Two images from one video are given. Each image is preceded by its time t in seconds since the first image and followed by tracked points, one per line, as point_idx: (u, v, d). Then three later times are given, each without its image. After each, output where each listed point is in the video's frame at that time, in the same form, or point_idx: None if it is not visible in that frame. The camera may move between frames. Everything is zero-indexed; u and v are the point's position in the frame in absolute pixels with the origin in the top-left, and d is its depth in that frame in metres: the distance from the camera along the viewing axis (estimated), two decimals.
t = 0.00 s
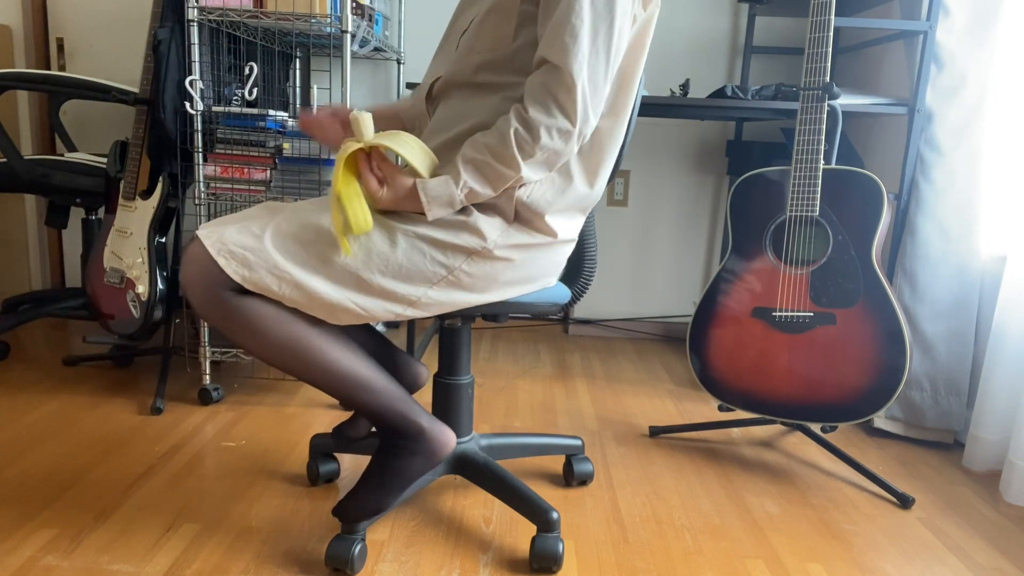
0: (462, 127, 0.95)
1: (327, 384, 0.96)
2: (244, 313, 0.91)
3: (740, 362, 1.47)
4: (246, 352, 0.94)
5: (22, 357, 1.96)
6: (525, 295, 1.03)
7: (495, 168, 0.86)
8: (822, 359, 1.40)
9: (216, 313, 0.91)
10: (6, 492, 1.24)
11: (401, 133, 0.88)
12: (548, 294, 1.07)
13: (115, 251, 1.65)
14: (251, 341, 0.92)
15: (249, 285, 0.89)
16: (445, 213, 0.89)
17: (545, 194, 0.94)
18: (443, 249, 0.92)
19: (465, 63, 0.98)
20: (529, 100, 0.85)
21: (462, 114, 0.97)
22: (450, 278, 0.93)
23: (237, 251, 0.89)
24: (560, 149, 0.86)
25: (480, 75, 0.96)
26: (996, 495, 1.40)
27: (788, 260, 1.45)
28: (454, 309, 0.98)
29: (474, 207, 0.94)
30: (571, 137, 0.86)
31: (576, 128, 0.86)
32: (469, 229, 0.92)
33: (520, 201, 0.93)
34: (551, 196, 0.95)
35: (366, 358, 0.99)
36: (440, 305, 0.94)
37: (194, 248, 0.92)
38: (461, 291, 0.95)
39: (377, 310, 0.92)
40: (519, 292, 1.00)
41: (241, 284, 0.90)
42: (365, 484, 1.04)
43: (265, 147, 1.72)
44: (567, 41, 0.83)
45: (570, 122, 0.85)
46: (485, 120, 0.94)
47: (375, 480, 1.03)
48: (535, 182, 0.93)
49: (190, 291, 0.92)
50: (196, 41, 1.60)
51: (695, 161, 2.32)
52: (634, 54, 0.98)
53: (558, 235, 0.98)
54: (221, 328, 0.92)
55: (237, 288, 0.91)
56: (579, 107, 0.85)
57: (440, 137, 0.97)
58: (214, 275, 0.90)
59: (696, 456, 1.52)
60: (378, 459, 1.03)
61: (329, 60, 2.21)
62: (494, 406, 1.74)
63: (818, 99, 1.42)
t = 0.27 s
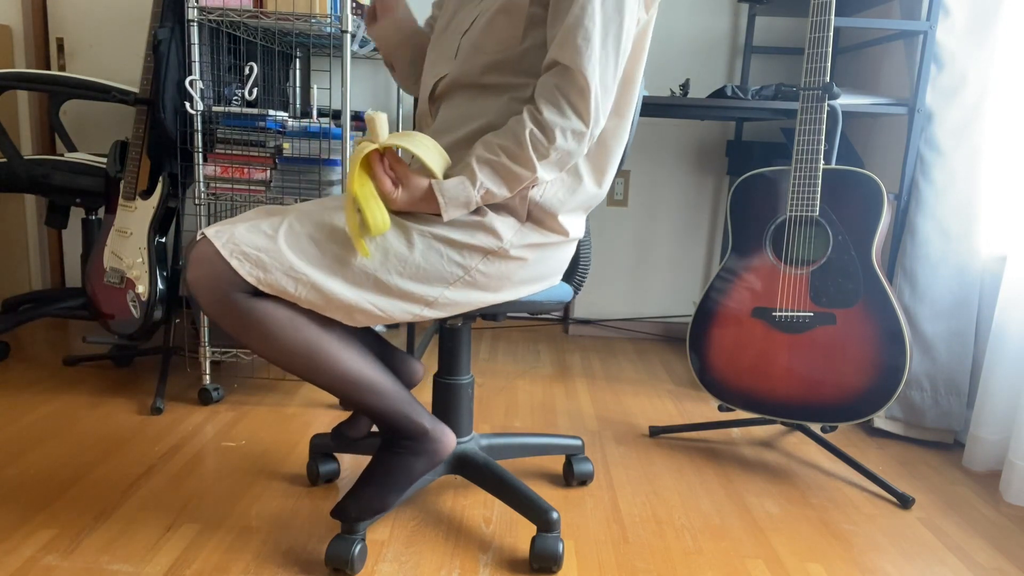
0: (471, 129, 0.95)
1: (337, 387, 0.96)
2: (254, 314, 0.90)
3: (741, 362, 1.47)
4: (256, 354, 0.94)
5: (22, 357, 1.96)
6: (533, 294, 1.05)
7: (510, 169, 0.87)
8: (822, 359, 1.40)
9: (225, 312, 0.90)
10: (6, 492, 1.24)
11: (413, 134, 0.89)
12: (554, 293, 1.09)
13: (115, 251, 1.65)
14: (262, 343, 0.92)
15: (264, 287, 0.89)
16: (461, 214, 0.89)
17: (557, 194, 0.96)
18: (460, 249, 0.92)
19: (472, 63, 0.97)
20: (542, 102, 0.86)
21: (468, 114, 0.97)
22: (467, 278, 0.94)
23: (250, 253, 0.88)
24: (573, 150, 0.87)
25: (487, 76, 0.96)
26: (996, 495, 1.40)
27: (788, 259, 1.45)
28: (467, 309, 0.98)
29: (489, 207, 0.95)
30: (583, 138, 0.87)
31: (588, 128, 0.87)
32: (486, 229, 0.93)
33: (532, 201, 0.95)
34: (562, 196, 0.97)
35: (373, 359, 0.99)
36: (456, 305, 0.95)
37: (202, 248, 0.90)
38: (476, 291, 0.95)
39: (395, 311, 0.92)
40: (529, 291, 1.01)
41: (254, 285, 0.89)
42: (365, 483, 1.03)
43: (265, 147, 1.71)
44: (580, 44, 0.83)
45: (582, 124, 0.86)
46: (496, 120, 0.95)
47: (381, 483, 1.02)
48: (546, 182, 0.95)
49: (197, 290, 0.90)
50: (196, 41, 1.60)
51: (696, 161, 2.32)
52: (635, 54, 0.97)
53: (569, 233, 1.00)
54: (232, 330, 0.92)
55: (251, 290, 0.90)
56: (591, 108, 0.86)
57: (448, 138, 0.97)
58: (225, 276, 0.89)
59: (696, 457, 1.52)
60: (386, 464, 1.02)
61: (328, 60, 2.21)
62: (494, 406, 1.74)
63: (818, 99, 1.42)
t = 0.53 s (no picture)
0: (477, 129, 0.96)
1: (344, 389, 0.95)
2: (261, 315, 0.90)
3: (741, 363, 1.47)
4: (263, 355, 0.94)
5: (22, 357, 1.96)
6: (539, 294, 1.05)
7: (521, 169, 0.87)
8: (822, 359, 1.40)
9: (231, 312, 0.90)
10: (6, 492, 1.24)
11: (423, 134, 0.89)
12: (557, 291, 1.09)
13: (115, 251, 1.65)
14: (270, 345, 0.92)
15: (276, 289, 0.89)
16: (473, 214, 0.89)
17: (565, 194, 0.97)
18: (471, 249, 0.92)
19: (477, 64, 0.97)
20: (552, 103, 0.86)
21: (474, 115, 0.97)
22: (478, 278, 0.94)
23: (261, 255, 0.88)
24: (583, 151, 0.88)
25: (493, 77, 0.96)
26: (996, 495, 1.40)
27: (788, 259, 1.45)
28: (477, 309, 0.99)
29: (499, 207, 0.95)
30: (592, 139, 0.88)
31: (597, 130, 0.88)
32: (497, 229, 0.93)
33: (541, 201, 0.95)
34: (571, 196, 0.97)
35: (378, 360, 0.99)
36: (468, 304, 0.95)
37: (211, 249, 0.90)
38: (486, 291, 0.96)
39: (408, 312, 0.92)
40: (537, 289, 1.02)
41: (267, 287, 0.89)
42: (365, 483, 1.03)
43: (265, 147, 1.71)
44: (589, 46, 0.84)
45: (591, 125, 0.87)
46: (502, 122, 0.95)
47: (385, 485, 1.02)
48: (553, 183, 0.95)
49: (203, 289, 0.90)
50: (196, 41, 1.60)
51: (696, 161, 2.32)
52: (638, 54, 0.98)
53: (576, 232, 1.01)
54: (239, 331, 0.92)
55: (263, 291, 0.90)
56: (600, 110, 0.86)
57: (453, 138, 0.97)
58: (235, 277, 0.89)
59: (696, 456, 1.52)
60: (391, 466, 1.02)
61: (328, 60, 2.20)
62: (494, 406, 1.74)
63: (818, 99, 1.42)
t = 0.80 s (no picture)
0: (480, 130, 0.96)
1: (348, 390, 0.96)
2: (263, 314, 0.90)
3: (741, 362, 1.47)
4: (267, 356, 0.94)
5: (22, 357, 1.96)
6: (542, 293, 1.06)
7: (527, 170, 0.87)
8: (822, 359, 1.40)
9: (234, 312, 0.90)
10: (6, 492, 1.24)
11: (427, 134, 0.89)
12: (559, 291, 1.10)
13: (115, 251, 1.65)
14: (274, 345, 0.92)
15: (283, 290, 0.89)
16: (480, 214, 0.89)
17: (570, 194, 0.97)
18: (477, 249, 0.93)
19: (479, 65, 0.97)
20: (557, 103, 0.86)
21: (476, 116, 0.97)
22: (485, 278, 0.94)
23: (268, 255, 0.88)
24: (587, 151, 0.88)
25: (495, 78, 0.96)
26: (996, 495, 1.40)
27: (788, 259, 1.45)
28: (482, 309, 0.99)
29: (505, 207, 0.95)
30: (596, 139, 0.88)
31: (601, 130, 0.88)
32: (503, 229, 0.93)
33: (547, 201, 0.95)
34: (575, 196, 0.97)
35: (381, 361, 0.99)
36: (474, 304, 0.96)
37: (216, 249, 0.89)
38: (492, 291, 0.96)
39: (416, 312, 0.92)
40: (541, 289, 1.02)
41: (274, 288, 0.89)
42: (365, 484, 1.03)
43: (265, 147, 1.71)
44: (593, 48, 0.84)
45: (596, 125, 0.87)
46: (505, 123, 0.95)
47: (387, 485, 1.02)
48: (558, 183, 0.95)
49: (207, 289, 0.90)
50: (196, 41, 1.60)
51: (696, 161, 2.32)
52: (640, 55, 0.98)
53: (580, 231, 1.02)
54: (243, 332, 0.92)
55: (268, 292, 0.90)
56: (604, 110, 0.87)
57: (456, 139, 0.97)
58: (240, 277, 0.88)
59: (696, 456, 1.52)
60: (393, 468, 1.02)
61: (328, 60, 2.20)
62: (494, 406, 1.74)
63: (818, 99, 1.42)
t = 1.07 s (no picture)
0: (480, 130, 0.96)
1: (349, 391, 0.96)
2: (264, 314, 0.90)
3: (741, 362, 1.47)
4: (267, 355, 0.94)
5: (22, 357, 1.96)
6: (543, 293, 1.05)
7: (528, 170, 0.87)
8: (822, 359, 1.40)
9: (234, 312, 0.90)
10: (6, 492, 1.24)
11: (429, 134, 0.89)
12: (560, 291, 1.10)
13: (115, 251, 1.65)
14: (274, 345, 0.92)
15: (284, 290, 0.89)
16: (482, 214, 0.89)
17: (571, 194, 0.97)
18: (478, 249, 0.93)
19: (480, 66, 0.97)
20: (557, 102, 0.86)
21: (477, 116, 0.97)
22: (486, 277, 0.94)
23: (270, 255, 0.88)
24: (588, 151, 0.88)
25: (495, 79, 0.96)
26: (996, 495, 1.40)
27: (788, 259, 1.45)
28: (483, 309, 0.99)
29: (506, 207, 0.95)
30: (597, 139, 0.88)
31: (601, 130, 0.88)
32: (504, 229, 0.93)
33: (547, 201, 0.95)
34: (576, 196, 0.97)
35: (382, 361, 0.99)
36: (475, 304, 0.96)
37: (217, 249, 0.89)
38: (494, 291, 0.96)
39: (418, 312, 0.92)
40: (542, 289, 1.02)
41: (275, 288, 0.89)
42: (366, 484, 1.03)
43: (265, 147, 1.71)
44: (593, 48, 0.84)
45: (597, 125, 0.87)
46: (506, 123, 0.96)
47: (387, 486, 1.02)
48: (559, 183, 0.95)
49: (207, 289, 0.90)
50: (196, 41, 1.60)
51: (696, 162, 2.32)
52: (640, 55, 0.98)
53: (581, 231, 1.02)
54: (243, 331, 0.92)
55: (269, 292, 0.90)
56: (605, 111, 0.87)
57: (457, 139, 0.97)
58: (241, 276, 0.88)
59: (696, 456, 1.52)
60: (393, 470, 1.02)
61: (328, 60, 2.20)
62: (494, 406, 1.74)
63: (818, 99, 1.42)
